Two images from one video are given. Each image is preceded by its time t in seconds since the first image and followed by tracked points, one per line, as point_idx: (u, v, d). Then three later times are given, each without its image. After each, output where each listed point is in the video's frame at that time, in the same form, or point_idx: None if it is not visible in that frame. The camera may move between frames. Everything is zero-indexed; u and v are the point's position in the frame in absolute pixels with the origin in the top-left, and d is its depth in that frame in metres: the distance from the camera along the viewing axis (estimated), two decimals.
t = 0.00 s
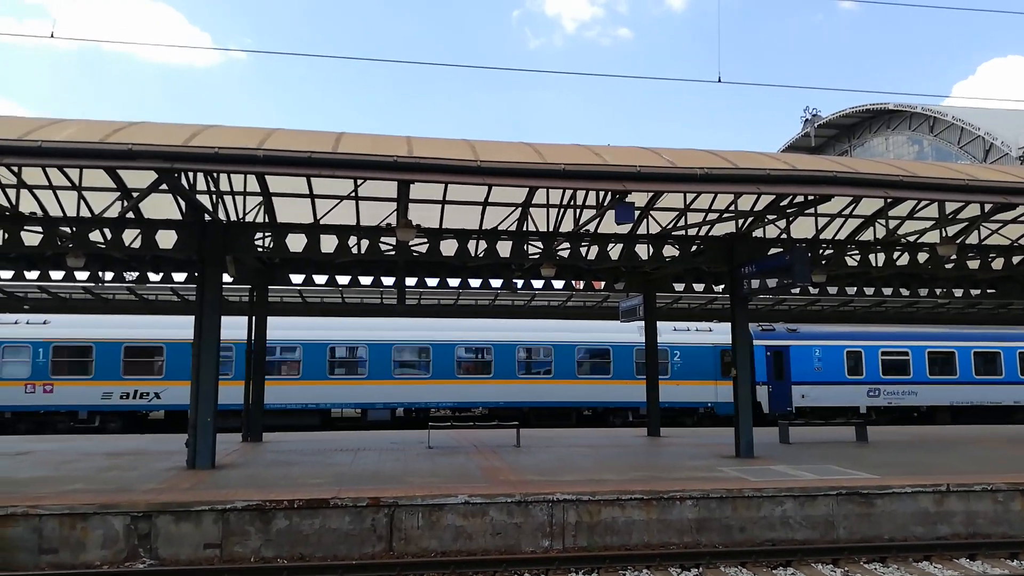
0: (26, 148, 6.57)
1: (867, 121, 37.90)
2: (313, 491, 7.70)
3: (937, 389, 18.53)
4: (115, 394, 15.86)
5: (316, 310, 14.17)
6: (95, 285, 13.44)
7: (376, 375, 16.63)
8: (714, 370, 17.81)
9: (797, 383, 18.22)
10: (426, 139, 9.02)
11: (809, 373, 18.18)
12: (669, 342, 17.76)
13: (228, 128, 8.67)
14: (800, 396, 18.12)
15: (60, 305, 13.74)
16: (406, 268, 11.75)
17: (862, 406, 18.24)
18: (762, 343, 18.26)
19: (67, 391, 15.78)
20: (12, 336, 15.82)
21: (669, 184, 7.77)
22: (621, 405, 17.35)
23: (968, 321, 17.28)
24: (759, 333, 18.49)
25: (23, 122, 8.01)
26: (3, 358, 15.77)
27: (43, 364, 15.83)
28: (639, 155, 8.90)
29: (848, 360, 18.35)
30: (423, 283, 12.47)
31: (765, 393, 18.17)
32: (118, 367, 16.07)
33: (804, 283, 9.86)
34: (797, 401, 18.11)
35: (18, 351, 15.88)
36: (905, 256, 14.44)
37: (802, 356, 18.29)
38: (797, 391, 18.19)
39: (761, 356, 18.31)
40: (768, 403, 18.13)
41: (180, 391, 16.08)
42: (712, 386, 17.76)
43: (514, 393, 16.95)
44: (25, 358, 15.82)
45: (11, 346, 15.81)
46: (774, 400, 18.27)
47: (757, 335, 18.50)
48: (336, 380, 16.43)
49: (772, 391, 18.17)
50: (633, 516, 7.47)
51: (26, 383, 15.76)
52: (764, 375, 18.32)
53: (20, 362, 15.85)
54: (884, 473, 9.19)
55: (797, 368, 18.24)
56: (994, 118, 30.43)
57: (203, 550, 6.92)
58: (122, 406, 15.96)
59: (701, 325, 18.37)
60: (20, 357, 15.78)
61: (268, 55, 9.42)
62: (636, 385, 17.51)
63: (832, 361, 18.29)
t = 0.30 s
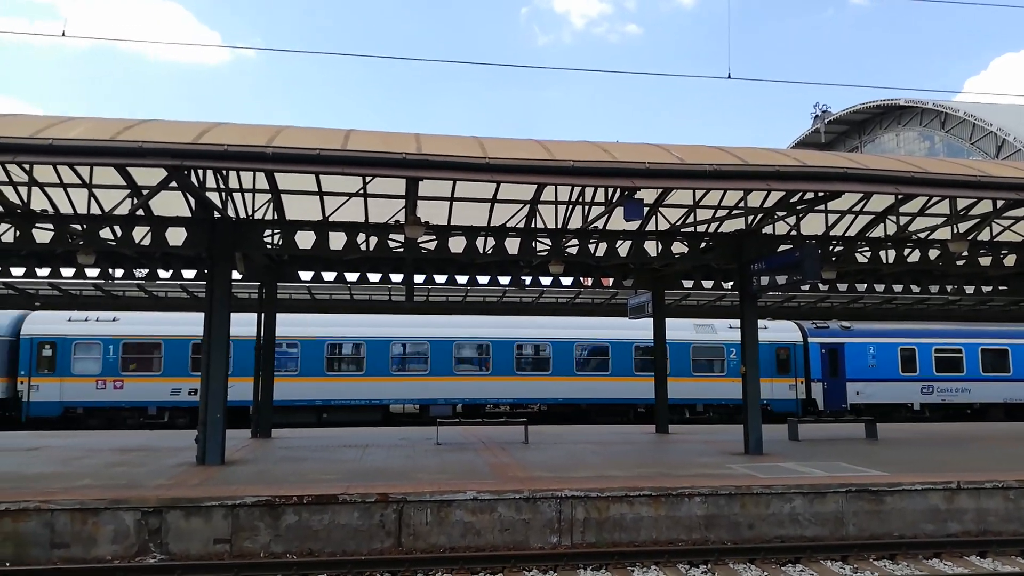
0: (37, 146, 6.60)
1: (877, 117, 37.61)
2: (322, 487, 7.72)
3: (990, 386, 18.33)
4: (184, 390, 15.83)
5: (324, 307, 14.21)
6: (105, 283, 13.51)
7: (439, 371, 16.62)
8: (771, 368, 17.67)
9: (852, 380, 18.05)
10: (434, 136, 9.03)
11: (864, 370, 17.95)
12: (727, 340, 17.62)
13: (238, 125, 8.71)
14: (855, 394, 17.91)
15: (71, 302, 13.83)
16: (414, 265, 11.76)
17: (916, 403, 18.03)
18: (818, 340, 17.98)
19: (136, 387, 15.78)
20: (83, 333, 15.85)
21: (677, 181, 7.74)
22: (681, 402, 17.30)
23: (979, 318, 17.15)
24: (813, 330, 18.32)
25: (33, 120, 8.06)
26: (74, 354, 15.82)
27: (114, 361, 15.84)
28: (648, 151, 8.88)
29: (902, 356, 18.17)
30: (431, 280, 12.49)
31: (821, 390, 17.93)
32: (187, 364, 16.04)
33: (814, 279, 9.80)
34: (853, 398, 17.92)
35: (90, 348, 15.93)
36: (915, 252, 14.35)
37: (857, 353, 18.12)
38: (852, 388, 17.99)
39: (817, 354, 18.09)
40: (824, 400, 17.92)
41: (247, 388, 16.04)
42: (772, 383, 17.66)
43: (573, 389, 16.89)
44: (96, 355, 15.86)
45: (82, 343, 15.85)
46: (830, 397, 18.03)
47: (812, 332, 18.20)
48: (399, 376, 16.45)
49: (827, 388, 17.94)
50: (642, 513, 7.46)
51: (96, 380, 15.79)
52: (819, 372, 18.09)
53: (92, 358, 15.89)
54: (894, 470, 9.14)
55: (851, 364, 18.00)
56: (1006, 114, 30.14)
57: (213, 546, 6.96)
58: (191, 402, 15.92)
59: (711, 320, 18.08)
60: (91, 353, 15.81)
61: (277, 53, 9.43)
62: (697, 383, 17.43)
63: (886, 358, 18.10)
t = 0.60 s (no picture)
0: (52, 147, 6.66)
1: (892, 105, 37.21)
2: (339, 482, 7.77)
3: None
4: (257, 386, 16.01)
5: (338, 304, 14.27)
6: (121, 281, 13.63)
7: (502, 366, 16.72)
8: (831, 360, 17.77)
9: (912, 371, 18.10)
10: (446, 131, 9.02)
11: (924, 361, 18.05)
12: (786, 332, 17.71)
13: (251, 123, 8.74)
14: (915, 384, 18.01)
15: (87, 300, 13.97)
16: (427, 260, 11.78)
17: (976, 393, 18.09)
18: (878, 332, 18.07)
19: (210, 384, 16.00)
20: (158, 332, 16.13)
21: (690, 172, 7.68)
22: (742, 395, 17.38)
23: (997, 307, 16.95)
24: (874, 321, 18.30)
25: (49, 121, 8.13)
26: (149, 352, 16.03)
27: (188, 358, 16.08)
28: (660, 143, 8.82)
29: (962, 347, 18.22)
30: (444, 275, 12.51)
31: (880, 381, 17.98)
32: (258, 360, 16.23)
33: (830, 270, 9.70)
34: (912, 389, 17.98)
35: (164, 346, 16.16)
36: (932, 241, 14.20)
37: (917, 344, 18.17)
38: (911, 379, 18.08)
39: (877, 345, 18.04)
40: (884, 391, 17.95)
41: (318, 383, 16.21)
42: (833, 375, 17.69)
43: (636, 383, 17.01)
44: (171, 352, 16.09)
45: (157, 341, 16.09)
46: (890, 388, 18.07)
47: (871, 324, 18.29)
48: (463, 371, 16.61)
49: (887, 379, 18.00)
50: (657, 506, 7.46)
51: (171, 377, 16.00)
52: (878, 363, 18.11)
53: (167, 356, 16.11)
54: (912, 461, 9.07)
55: (912, 356, 18.09)
56: None
57: (231, 541, 7.03)
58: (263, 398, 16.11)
59: (725, 312, 17.90)
60: (166, 351, 16.04)
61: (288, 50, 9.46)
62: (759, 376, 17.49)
63: (946, 350, 18.14)
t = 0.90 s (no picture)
0: (55, 147, 6.68)
1: (895, 107, 37.17)
2: (341, 482, 7.78)
3: None
4: (312, 386, 16.07)
5: (340, 305, 14.28)
6: (125, 282, 13.67)
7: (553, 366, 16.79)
8: (877, 361, 17.81)
9: (957, 372, 18.16)
10: (449, 132, 9.03)
11: (968, 363, 18.15)
12: (834, 333, 17.78)
13: (254, 125, 8.76)
14: (960, 385, 18.09)
15: (90, 301, 14.00)
16: (429, 261, 11.80)
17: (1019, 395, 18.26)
18: (923, 333, 18.12)
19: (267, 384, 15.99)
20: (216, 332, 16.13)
21: (692, 173, 7.68)
22: (791, 396, 17.45)
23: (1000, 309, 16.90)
24: (918, 323, 18.35)
25: (51, 122, 8.16)
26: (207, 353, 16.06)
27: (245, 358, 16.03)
28: (662, 144, 8.81)
29: (1006, 349, 18.35)
30: (446, 276, 12.52)
31: (926, 382, 18.00)
32: (314, 361, 16.22)
33: (832, 271, 9.68)
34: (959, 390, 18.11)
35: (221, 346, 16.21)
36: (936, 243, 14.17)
37: (962, 346, 18.25)
38: (956, 381, 18.15)
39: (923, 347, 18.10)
40: (930, 393, 17.99)
41: (372, 383, 16.30)
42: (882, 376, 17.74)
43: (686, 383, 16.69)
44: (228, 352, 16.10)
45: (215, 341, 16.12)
46: (935, 389, 18.12)
47: (916, 325, 18.30)
48: (482, 372, 16.59)
49: (933, 380, 18.05)
50: (658, 507, 7.45)
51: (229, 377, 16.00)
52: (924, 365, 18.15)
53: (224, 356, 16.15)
54: (914, 463, 9.04)
55: (956, 357, 18.18)
56: None
57: (232, 541, 7.04)
58: (319, 398, 16.16)
59: (728, 313, 17.87)
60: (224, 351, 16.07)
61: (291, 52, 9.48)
62: (811, 377, 17.54)
63: (990, 352, 18.27)
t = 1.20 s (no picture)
0: (57, 143, 6.68)
1: (896, 108, 37.19)
2: (340, 480, 7.79)
3: None
4: (365, 383, 16.12)
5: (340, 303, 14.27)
6: (124, 278, 13.66)
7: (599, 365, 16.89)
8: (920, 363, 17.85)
9: (998, 375, 18.11)
10: (450, 130, 9.02)
11: (1010, 365, 18.10)
12: (878, 335, 17.84)
13: (254, 122, 8.73)
14: (1001, 388, 18.03)
15: (89, 297, 13.99)
16: (429, 260, 11.78)
17: None
18: (965, 336, 18.10)
19: (320, 381, 16.04)
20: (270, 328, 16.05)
21: (692, 174, 7.68)
22: (836, 396, 17.59)
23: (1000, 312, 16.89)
24: (960, 325, 18.34)
25: (52, 118, 8.15)
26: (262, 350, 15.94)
27: (297, 355, 16.04)
28: (663, 144, 8.80)
29: None
30: (446, 275, 12.51)
31: (968, 384, 17.96)
32: (365, 359, 16.29)
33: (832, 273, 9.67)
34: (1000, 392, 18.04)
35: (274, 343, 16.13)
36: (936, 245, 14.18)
37: (1003, 348, 18.21)
38: (998, 383, 18.10)
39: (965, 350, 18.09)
40: (971, 394, 17.95)
41: (423, 381, 16.38)
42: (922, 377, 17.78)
43: (732, 385, 16.63)
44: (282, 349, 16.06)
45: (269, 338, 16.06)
46: (977, 391, 18.08)
47: (958, 327, 18.32)
48: (481, 372, 16.57)
49: (975, 382, 18.01)
50: (657, 507, 7.45)
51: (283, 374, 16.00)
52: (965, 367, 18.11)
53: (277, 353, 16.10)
54: (913, 465, 9.04)
55: (998, 360, 18.15)
56: None
57: (231, 538, 7.04)
58: (371, 395, 16.22)
59: (728, 314, 17.87)
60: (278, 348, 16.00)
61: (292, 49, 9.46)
62: (854, 379, 17.66)
63: None
